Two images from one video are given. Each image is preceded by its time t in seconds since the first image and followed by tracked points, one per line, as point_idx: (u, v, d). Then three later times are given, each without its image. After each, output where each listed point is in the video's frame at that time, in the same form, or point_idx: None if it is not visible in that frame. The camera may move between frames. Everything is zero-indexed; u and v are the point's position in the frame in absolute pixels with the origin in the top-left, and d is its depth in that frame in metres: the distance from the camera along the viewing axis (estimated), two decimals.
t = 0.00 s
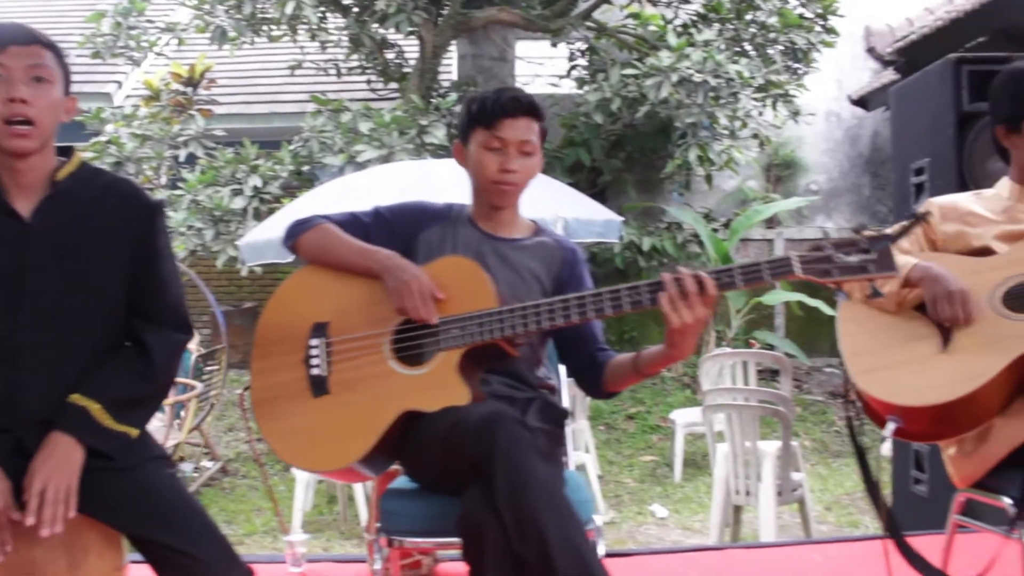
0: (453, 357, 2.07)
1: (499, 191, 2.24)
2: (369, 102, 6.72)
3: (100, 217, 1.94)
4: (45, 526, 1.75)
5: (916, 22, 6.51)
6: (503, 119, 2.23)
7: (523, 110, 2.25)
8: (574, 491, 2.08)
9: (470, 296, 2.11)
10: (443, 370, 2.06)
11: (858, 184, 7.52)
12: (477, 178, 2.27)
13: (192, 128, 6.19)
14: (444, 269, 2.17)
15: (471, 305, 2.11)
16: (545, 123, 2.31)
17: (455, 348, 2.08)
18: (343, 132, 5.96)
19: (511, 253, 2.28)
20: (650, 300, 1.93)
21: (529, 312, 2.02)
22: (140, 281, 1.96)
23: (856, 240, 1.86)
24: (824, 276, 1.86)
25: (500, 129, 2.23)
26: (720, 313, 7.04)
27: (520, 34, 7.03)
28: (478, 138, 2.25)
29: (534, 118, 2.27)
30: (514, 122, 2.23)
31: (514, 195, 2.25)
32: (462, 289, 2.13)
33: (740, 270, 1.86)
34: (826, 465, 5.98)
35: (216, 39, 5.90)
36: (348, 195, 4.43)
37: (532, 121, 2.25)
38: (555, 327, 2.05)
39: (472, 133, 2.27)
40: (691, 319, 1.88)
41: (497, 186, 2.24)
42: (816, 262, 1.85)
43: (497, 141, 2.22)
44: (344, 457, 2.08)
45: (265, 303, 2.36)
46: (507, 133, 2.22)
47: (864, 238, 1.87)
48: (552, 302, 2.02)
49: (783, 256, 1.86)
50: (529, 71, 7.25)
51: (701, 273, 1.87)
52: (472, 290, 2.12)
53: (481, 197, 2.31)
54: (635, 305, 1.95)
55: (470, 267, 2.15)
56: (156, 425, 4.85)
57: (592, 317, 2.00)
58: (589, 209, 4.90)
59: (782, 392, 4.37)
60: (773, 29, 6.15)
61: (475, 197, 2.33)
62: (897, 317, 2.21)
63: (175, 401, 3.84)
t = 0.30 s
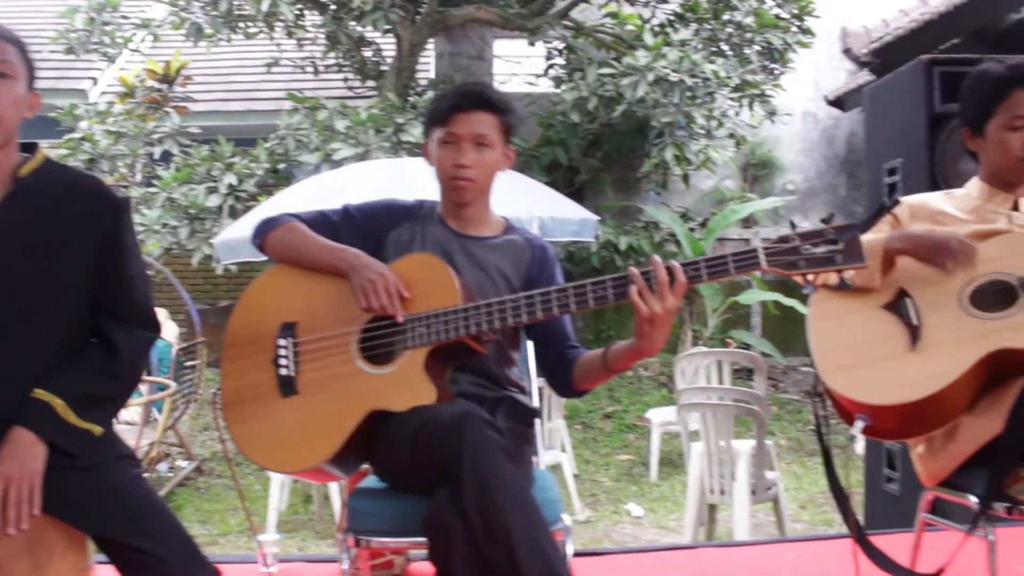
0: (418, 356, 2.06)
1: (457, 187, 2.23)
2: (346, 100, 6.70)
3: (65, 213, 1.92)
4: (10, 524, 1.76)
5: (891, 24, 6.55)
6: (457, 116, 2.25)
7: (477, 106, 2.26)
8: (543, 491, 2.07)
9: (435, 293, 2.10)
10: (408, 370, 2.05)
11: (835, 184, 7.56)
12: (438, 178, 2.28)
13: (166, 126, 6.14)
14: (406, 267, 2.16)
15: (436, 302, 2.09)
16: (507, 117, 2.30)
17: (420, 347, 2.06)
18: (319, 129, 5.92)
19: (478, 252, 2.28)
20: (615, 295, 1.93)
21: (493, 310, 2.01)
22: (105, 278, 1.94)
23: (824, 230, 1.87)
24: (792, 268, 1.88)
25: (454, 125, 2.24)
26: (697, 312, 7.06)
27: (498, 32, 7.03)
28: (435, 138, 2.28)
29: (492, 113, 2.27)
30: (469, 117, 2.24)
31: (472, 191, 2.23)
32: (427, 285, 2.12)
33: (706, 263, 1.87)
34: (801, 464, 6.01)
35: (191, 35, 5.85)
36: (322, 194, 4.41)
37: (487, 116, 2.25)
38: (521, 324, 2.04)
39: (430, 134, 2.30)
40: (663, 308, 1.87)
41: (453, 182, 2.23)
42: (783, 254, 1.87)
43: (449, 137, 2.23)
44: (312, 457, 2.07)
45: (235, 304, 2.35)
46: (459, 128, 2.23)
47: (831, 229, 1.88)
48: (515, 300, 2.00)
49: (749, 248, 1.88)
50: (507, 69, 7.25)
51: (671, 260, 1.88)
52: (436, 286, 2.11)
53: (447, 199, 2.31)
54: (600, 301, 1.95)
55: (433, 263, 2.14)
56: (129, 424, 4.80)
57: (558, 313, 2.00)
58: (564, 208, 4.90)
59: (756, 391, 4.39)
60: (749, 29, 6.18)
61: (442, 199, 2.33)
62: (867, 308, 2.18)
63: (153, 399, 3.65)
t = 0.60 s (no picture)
0: (387, 356, 2.05)
1: (422, 194, 2.22)
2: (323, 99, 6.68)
3: (33, 211, 1.91)
4: None
5: (868, 26, 6.58)
6: (414, 121, 2.24)
7: (434, 109, 2.25)
8: (512, 492, 2.07)
9: (405, 293, 2.09)
10: (377, 370, 2.03)
11: (811, 185, 7.62)
12: (403, 187, 2.27)
13: (142, 124, 6.09)
14: (379, 264, 2.15)
15: (406, 302, 2.08)
16: (466, 115, 2.30)
17: (390, 347, 2.05)
18: (296, 128, 5.89)
19: (449, 253, 2.27)
20: (585, 299, 1.94)
21: (463, 312, 2.00)
22: (73, 276, 1.92)
23: (795, 237, 1.87)
24: (762, 275, 1.87)
25: (412, 131, 2.24)
26: (674, 313, 7.08)
27: (476, 32, 7.02)
28: (395, 146, 2.27)
29: (450, 112, 2.27)
30: (427, 119, 2.23)
31: (438, 195, 2.22)
32: (397, 285, 2.11)
33: (676, 268, 1.88)
34: (776, 464, 6.04)
35: (166, 32, 5.81)
36: (299, 193, 4.40)
37: (446, 117, 2.25)
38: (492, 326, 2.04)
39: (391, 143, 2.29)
40: (631, 310, 1.87)
41: (418, 188, 2.22)
42: (753, 260, 1.87)
43: (410, 143, 2.23)
44: (281, 455, 2.05)
45: (206, 301, 2.34)
46: (417, 133, 2.23)
47: (802, 235, 1.88)
48: (486, 301, 2.00)
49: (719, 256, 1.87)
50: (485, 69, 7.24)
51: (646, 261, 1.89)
52: (407, 286, 2.10)
53: (417, 207, 2.30)
54: (569, 305, 1.95)
55: (405, 263, 2.13)
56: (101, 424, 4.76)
57: (528, 316, 2.00)
58: (541, 208, 4.90)
59: (730, 391, 4.40)
60: (726, 31, 6.20)
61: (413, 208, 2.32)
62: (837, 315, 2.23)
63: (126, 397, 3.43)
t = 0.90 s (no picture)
0: (356, 362, 2.05)
1: (395, 201, 2.21)
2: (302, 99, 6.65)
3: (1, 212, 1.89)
4: None
5: (845, 29, 6.62)
6: (397, 128, 2.23)
7: (417, 118, 2.25)
8: (482, 496, 2.08)
9: (374, 300, 2.09)
10: (344, 375, 2.03)
11: (788, 187, 7.66)
12: (376, 192, 2.26)
13: (117, 123, 6.04)
14: (349, 270, 2.15)
15: (375, 310, 2.08)
16: (447, 130, 2.30)
17: (357, 353, 2.05)
18: (273, 127, 5.86)
19: (419, 261, 2.27)
20: (553, 309, 1.95)
21: (431, 320, 2.01)
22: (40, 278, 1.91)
23: (764, 251, 1.90)
24: (730, 288, 1.88)
25: (393, 138, 2.23)
26: (651, 314, 7.10)
27: (455, 33, 7.01)
28: (375, 150, 2.26)
29: (433, 124, 2.27)
30: (410, 129, 2.23)
31: (411, 204, 2.21)
32: (367, 291, 2.11)
33: (644, 280, 1.90)
34: (752, 465, 6.07)
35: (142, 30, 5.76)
36: (275, 193, 4.37)
37: (428, 128, 2.24)
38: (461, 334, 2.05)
39: (371, 147, 2.28)
40: (597, 322, 1.88)
41: (392, 195, 2.21)
42: (721, 274, 1.89)
43: (389, 149, 2.22)
44: (247, 460, 2.04)
45: (174, 303, 2.32)
46: (399, 139, 2.22)
47: (770, 250, 1.91)
48: (454, 308, 2.01)
49: (688, 267, 1.90)
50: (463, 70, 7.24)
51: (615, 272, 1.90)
52: (375, 294, 2.10)
53: (389, 214, 2.28)
54: (537, 314, 1.96)
55: (375, 270, 2.13)
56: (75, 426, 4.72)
57: (496, 325, 2.01)
58: (518, 209, 4.90)
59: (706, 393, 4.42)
60: (704, 33, 6.22)
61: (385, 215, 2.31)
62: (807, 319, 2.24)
63: (103, 397, 3.23)
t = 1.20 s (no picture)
0: (328, 365, 2.05)
1: (370, 195, 2.19)
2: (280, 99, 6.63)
3: None
4: None
5: (823, 32, 6.66)
6: (373, 125, 2.23)
7: (392, 116, 2.25)
8: (452, 500, 2.07)
9: (347, 303, 2.09)
10: (317, 379, 2.03)
11: (766, 190, 7.70)
12: (351, 189, 2.25)
13: (93, 123, 5.99)
14: (321, 273, 2.15)
15: (347, 312, 2.08)
16: (423, 129, 2.30)
17: (330, 357, 2.05)
18: (251, 128, 5.84)
19: (392, 262, 2.26)
20: (526, 315, 1.95)
21: (404, 324, 2.01)
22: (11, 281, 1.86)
23: (737, 258, 1.91)
24: (704, 294, 1.90)
25: (369, 134, 2.23)
26: (630, 315, 7.12)
27: (434, 34, 7.00)
28: (350, 147, 2.25)
29: (409, 122, 2.26)
30: (386, 126, 2.23)
31: (385, 199, 2.20)
32: (339, 294, 2.11)
33: (617, 286, 1.90)
34: (730, 466, 6.09)
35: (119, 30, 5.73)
36: (251, 193, 4.35)
37: (402, 125, 2.25)
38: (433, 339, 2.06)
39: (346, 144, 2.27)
40: (571, 328, 1.87)
41: (366, 189, 2.20)
42: (694, 280, 1.90)
43: (365, 144, 2.21)
44: (219, 463, 2.03)
45: (145, 305, 2.31)
46: (375, 136, 2.22)
47: (744, 257, 1.92)
48: (427, 313, 2.01)
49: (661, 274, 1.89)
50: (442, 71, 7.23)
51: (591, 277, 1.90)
52: (348, 297, 2.10)
53: (363, 212, 2.26)
54: (509, 319, 1.97)
55: (348, 272, 2.13)
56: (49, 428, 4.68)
57: (468, 330, 2.02)
58: (495, 211, 4.90)
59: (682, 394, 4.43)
60: (682, 36, 6.26)
61: (359, 215, 2.29)
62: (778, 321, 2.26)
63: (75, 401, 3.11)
